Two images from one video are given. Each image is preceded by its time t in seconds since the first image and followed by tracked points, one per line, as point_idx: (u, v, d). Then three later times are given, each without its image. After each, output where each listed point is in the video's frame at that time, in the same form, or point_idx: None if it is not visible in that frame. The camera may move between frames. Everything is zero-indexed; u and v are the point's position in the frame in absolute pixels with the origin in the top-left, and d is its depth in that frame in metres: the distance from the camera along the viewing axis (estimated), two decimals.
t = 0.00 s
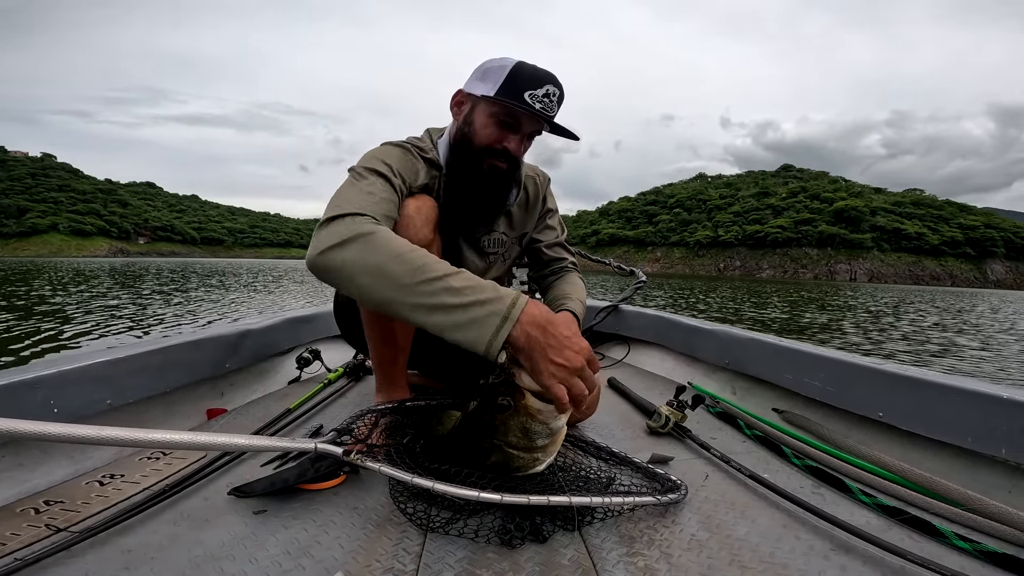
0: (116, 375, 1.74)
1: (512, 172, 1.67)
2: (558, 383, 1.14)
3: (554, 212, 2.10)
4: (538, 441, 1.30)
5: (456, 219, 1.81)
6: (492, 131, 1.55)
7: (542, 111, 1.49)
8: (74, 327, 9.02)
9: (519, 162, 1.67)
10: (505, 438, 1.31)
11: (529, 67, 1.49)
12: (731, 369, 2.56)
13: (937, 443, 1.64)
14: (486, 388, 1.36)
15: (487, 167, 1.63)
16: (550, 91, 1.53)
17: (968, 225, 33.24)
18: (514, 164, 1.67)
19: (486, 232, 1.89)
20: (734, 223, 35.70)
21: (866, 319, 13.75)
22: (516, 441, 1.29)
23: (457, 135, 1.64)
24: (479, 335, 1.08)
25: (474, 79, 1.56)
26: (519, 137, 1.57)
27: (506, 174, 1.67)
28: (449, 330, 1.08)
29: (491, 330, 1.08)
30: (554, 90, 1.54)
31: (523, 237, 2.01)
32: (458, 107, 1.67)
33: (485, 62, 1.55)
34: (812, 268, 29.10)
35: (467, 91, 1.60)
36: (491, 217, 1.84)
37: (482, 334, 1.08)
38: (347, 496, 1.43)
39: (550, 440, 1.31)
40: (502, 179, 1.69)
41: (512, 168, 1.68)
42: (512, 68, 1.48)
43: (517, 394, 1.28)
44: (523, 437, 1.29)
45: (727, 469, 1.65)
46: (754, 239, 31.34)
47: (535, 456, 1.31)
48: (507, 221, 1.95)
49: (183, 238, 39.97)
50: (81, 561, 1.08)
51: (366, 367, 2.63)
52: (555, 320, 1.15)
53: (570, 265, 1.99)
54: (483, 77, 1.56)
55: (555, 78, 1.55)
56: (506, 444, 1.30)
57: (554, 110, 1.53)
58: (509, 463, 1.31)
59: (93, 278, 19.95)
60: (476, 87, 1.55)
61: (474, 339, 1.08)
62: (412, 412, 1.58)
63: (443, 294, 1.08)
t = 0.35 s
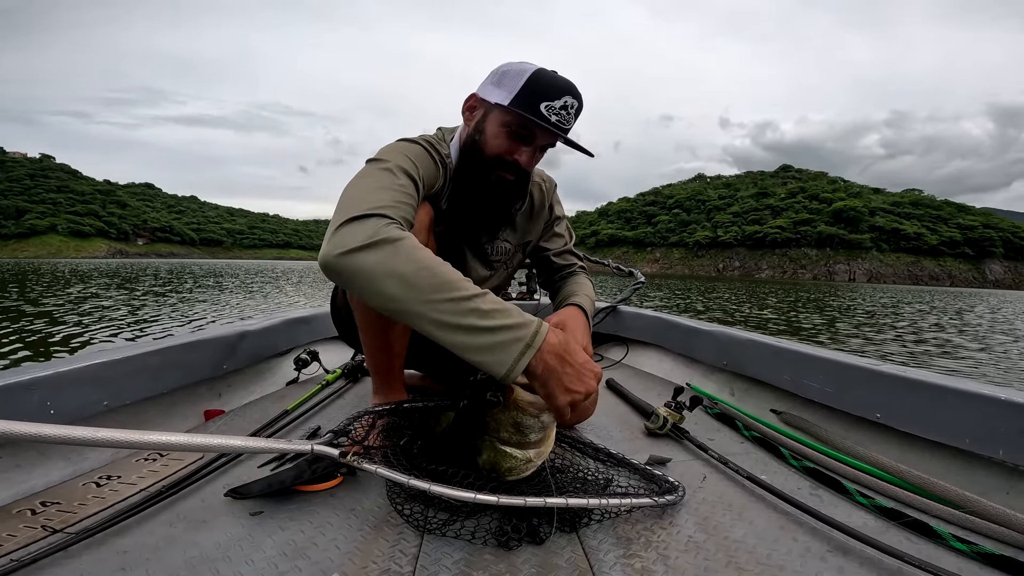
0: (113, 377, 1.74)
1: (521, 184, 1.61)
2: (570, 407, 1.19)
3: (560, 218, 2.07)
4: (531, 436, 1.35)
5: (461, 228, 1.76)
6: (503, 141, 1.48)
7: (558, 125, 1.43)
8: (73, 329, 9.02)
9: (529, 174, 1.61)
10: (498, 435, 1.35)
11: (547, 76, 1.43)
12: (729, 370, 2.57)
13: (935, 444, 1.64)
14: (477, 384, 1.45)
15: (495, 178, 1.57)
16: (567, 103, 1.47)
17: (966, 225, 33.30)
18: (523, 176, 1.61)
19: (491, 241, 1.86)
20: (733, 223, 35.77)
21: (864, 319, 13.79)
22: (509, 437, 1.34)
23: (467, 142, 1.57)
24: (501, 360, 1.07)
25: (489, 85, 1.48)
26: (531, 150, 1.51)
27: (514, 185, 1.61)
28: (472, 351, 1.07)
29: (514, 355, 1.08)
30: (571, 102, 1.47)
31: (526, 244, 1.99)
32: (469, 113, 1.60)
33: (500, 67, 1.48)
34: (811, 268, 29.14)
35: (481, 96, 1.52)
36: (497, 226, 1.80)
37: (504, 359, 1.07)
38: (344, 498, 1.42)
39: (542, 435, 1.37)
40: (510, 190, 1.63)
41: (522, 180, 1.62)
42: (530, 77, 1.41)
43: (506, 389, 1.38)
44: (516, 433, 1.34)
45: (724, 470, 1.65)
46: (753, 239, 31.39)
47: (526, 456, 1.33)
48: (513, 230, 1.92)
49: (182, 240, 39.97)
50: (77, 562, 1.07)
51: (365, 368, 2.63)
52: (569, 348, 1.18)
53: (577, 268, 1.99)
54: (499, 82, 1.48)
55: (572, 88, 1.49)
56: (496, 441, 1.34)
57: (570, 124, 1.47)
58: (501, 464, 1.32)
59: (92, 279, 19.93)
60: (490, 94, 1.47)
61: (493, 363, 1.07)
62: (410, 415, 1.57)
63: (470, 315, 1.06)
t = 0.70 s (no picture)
0: (112, 376, 1.73)
1: (530, 189, 1.61)
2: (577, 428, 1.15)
3: (574, 215, 2.05)
4: (531, 443, 1.34)
5: (468, 233, 1.74)
6: (516, 145, 1.48)
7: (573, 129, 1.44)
8: (73, 330, 9.02)
9: (539, 178, 1.60)
10: (498, 439, 1.35)
11: (562, 79, 1.42)
12: (730, 371, 2.56)
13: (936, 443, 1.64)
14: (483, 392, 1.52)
15: (505, 182, 1.56)
16: (581, 108, 1.47)
17: (965, 225, 33.39)
18: (533, 180, 1.60)
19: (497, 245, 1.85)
20: (732, 224, 35.85)
21: (863, 319, 13.81)
22: (508, 441, 1.34)
23: (478, 144, 1.55)
24: (509, 381, 1.06)
25: (504, 87, 1.47)
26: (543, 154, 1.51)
27: (524, 189, 1.60)
28: (481, 369, 1.06)
29: (523, 376, 1.06)
30: (585, 108, 1.48)
31: (532, 250, 1.99)
32: (481, 114, 1.59)
33: (514, 68, 1.47)
34: (809, 268, 29.18)
35: (494, 98, 1.51)
36: (504, 231, 1.80)
37: (514, 381, 1.06)
38: (344, 498, 1.42)
39: (543, 443, 1.35)
40: (519, 194, 1.61)
41: (531, 184, 1.61)
42: (547, 80, 1.41)
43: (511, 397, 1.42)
44: (515, 437, 1.35)
45: (726, 470, 1.64)
46: (752, 240, 31.45)
47: (525, 462, 1.31)
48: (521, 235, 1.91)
49: (180, 241, 39.94)
50: (76, 562, 1.07)
51: (364, 369, 2.63)
52: (580, 370, 1.14)
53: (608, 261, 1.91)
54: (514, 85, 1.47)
55: (586, 94, 1.49)
56: (496, 445, 1.34)
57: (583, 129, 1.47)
58: (497, 466, 1.31)
59: (90, 281, 19.90)
60: (505, 96, 1.47)
61: (503, 383, 1.06)
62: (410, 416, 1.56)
63: (481, 333, 1.05)
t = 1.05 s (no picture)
0: (111, 376, 1.73)
1: (527, 189, 1.60)
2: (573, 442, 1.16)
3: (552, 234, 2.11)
4: (528, 452, 1.30)
5: (466, 233, 1.74)
6: (511, 145, 1.47)
7: (567, 127, 1.41)
8: (72, 330, 9.02)
9: (536, 178, 1.58)
10: (495, 445, 1.31)
11: (557, 76, 1.39)
12: (729, 371, 2.56)
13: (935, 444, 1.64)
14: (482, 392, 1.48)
15: (502, 183, 1.55)
16: (576, 107, 1.44)
17: (963, 225, 33.47)
18: (530, 179, 1.58)
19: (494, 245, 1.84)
20: (731, 224, 35.90)
21: (863, 319, 13.84)
22: (506, 449, 1.30)
23: (474, 144, 1.55)
24: (500, 397, 1.06)
25: (498, 87, 1.47)
26: (539, 153, 1.49)
27: (521, 189, 1.59)
28: (472, 381, 1.06)
29: (514, 393, 1.06)
30: (580, 106, 1.45)
31: (524, 253, 2.00)
32: (477, 115, 1.58)
33: (510, 68, 1.45)
34: (809, 268, 29.21)
35: (489, 99, 1.50)
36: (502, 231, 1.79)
37: (504, 397, 1.06)
38: (343, 498, 1.42)
39: (539, 453, 1.31)
40: (516, 194, 1.60)
41: (529, 183, 1.59)
42: (541, 78, 1.39)
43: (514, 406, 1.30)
44: (514, 448, 1.30)
45: (725, 470, 1.64)
46: (751, 240, 31.50)
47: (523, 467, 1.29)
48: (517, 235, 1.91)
49: (179, 241, 39.90)
50: (74, 562, 1.07)
51: (364, 369, 2.63)
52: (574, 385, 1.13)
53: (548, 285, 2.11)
54: (509, 85, 1.45)
55: (581, 91, 1.46)
56: (494, 452, 1.31)
57: (579, 127, 1.45)
58: (495, 471, 1.30)
59: (89, 282, 19.86)
60: (499, 96, 1.46)
61: (494, 399, 1.06)
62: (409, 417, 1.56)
63: (474, 347, 1.04)
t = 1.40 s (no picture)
0: (108, 378, 1.73)
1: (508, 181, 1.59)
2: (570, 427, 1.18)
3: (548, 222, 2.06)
4: (530, 451, 1.30)
5: (455, 228, 1.75)
6: (483, 140, 1.46)
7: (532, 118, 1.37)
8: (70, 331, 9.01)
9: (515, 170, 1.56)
10: (497, 447, 1.30)
11: (521, 67, 1.36)
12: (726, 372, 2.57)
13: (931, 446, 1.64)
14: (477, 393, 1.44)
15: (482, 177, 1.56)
16: (544, 96, 1.39)
17: (962, 225, 33.54)
18: (510, 172, 1.57)
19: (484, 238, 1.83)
20: (730, 224, 35.92)
21: (861, 320, 13.87)
22: (508, 450, 1.29)
23: (453, 142, 1.57)
24: (504, 387, 1.06)
25: (468, 85, 1.47)
26: (512, 147, 1.46)
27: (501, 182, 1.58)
28: (473, 374, 1.06)
29: (517, 382, 1.06)
30: (549, 94, 1.39)
31: (521, 244, 1.96)
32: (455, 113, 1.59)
33: (479, 64, 1.45)
34: (808, 268, 29.22)
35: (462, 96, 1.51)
36: (491, 224, 1.78)
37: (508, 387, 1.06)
38: (339, 501, 1.42)
39: (540, 450, 1.32)
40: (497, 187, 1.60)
41: (508, 176, 1.57)
42: (504, 69, 1.36)
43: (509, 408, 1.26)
44: (516, 448, 1.29)
45: (721, 472, 1.65)
46: (750, 240, 31.52)
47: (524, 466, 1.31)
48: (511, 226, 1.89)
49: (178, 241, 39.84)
50: (69, 564, 1.06)
51: (361, 371, 2.63)
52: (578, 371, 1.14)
53: (549, 277, 2.03)
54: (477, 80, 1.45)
55: (552, 78, 1.41)
56: (496, 453, 1.29)
57: (547, 116, 1.40)
58: (497, 473, 1.30)
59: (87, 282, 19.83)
60: (468, 93, 1.46)
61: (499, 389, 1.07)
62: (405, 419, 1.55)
63: (471, 338, 1.04)
